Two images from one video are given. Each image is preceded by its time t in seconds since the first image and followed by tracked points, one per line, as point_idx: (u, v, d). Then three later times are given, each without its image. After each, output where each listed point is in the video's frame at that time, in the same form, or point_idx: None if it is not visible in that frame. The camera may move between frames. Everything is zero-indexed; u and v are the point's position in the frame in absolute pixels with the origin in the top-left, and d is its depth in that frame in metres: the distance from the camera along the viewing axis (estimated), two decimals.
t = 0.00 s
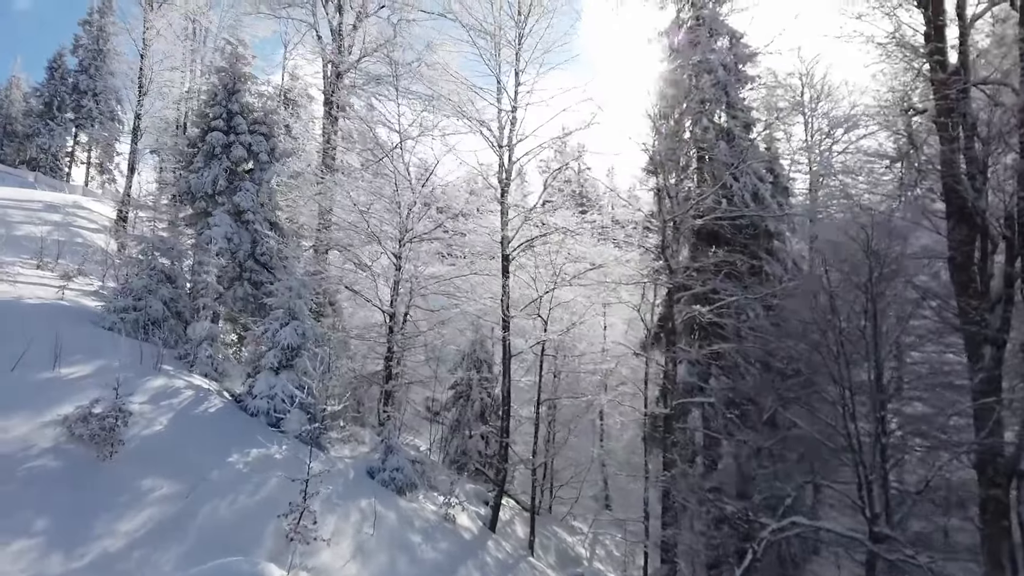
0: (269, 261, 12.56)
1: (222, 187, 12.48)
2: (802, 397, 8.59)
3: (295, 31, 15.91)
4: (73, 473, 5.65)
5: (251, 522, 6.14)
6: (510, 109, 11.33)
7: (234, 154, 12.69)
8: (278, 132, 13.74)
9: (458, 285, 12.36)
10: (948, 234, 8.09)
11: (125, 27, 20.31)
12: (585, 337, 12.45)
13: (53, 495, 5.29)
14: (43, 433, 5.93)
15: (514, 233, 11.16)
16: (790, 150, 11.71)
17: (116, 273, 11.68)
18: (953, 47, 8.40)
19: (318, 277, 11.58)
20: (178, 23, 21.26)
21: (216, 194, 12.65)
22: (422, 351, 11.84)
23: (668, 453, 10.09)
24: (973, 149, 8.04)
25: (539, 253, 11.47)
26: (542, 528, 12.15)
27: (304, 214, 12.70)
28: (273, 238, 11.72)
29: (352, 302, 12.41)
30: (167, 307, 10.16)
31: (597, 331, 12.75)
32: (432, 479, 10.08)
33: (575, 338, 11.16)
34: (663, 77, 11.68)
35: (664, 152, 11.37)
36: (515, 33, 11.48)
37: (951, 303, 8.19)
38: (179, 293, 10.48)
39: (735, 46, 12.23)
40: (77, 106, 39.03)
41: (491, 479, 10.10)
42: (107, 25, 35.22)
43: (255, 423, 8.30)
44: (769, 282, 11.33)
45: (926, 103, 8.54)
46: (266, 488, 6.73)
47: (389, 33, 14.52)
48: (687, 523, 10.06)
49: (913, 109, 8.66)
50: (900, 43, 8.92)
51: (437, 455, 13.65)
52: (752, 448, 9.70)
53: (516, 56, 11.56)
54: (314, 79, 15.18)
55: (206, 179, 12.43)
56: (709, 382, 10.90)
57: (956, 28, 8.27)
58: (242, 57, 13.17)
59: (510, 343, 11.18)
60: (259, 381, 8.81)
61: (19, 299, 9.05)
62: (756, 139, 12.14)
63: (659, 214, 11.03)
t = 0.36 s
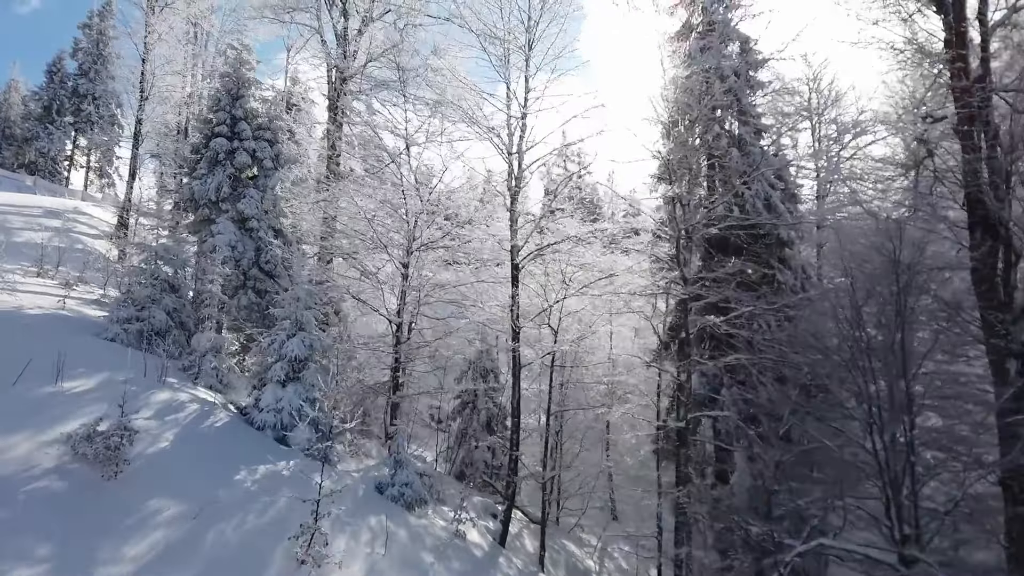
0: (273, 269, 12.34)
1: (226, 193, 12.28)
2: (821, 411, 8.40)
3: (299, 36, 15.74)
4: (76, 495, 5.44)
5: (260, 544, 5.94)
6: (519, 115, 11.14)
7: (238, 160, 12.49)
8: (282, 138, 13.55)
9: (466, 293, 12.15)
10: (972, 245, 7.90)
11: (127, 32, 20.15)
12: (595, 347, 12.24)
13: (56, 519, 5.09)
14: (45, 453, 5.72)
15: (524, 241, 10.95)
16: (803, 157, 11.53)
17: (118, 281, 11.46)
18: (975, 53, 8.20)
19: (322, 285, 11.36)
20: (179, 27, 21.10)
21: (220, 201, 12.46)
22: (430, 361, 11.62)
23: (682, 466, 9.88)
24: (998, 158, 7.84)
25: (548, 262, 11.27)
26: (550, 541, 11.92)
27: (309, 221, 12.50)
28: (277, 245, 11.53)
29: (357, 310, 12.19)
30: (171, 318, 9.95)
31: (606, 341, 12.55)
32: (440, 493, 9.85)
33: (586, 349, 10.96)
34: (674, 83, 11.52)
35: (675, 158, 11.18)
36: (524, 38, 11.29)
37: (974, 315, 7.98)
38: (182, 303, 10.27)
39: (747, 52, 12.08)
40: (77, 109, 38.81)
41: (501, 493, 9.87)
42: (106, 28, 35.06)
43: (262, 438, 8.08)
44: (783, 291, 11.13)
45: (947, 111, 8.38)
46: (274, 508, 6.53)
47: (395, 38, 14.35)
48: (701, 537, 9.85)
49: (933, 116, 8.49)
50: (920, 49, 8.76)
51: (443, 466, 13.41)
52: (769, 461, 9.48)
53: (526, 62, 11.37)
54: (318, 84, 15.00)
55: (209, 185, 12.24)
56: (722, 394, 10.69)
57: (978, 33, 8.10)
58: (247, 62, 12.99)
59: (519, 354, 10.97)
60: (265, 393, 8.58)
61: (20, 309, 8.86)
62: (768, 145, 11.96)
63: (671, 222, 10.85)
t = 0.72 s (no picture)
0: (272, 274, 12.14)
1: (224, 197, 12.07)
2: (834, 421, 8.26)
3: (299, 36, 15.53)
4: (74, 515, 5.24)
5: (265, 565, 5.75)
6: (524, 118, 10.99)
7: (236, 163, 12.28)
8: (281, 140, 13.36)
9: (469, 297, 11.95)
10: (989, 253, 7.76)
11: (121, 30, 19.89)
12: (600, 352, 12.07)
13: (53, 541, 4.88)
14: (42, 469, 5.51)
15: (529, 246, 10.79)
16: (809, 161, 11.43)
17: (115, 286, 11.25)
18: (992, 56, 8.07)
19: (323, 290, 11.18)
20: (175, 26, 20.87)
21: (218, 204, 12.25)
22: (432, 367, 11.43)
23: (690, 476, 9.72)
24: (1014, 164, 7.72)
25: (554, 267, 11.11)
26: (554, 550, 11.75)
27: (308, 224, 12.31)
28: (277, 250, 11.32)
29: (357, 316, 11.99)
30: (169, 324, 9.74)
31: (611, 346, 12.40)
32: (445, 504, 9.65)
33: (592, 356, 10.80)
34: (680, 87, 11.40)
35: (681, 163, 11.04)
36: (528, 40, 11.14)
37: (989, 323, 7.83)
38: (180, 309, 10.07)
39: (753, 55, 11.97)
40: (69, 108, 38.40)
41: (506, 503, 9.69)
42: (100, 27, 34.80)
43: (263, 448, 7.90)
44: (790, 297, 11.01)
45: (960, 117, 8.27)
46: (278, 525, 6.34)
47: (396, 38, 14.17)
48: (709, 549, 9.69)
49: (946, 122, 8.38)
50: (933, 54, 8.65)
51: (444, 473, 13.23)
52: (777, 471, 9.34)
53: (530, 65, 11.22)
54: (318, 86, 14.80)
55: (208, 188, 12.03)
56: (730, 402, 10.55)
57: (993, 38, 7.98)
58: (246, 63, 12.80)
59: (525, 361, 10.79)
60: (266, 403, 8.33)
61: (15, 316, 8.65)
62: (775, 149, 11.83)
63: (677, 228, 10.71)
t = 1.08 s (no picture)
0: (272, 278, 11.92)
1: (223, 200, 11.85)
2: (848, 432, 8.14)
3: (298, 36, 15.29)
4: (72, 537, 5.04)
5: None
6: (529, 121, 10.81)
7: (235, 165, 12.05)
8: (281, 142, 13.13)
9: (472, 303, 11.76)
10: (1006, 262, 7.64)
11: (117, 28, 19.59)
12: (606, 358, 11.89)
13: (51, 566, 4.68)
14: (38, 488, 5.30)
15: (534, 251, 10.59)
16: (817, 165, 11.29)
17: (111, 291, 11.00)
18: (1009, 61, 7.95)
19: (324, 295, 10.96)
20: (171, 25, 20.58)
21: (217, 208, 12.02)
22: (436, 374, 11.23)
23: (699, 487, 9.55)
24: None
25: (559, 273, 10.89)
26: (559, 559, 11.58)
27: (309, 228, 12.09)
28: (277, 254, 11.10)
29: (357, 321, 11.75)
30: (167, 331, 9.49)
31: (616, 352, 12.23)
32: (450, 515, 9.46)
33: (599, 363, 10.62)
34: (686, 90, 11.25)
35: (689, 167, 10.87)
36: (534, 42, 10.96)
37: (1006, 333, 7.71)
38: (178, 315, 9.84)
39: (760, 58, 11.83)
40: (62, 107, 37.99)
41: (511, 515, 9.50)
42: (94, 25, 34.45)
43: (265, 461, 7.69)
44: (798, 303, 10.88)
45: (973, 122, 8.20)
46: (283, 544, 6.15)
47: (398, 39, 13.96)
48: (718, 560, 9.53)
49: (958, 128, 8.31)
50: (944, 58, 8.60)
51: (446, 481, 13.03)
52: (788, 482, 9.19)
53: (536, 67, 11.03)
54: (318, 86, 14.58)
55: (206, 191, 11.79)
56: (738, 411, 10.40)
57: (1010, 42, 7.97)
58: (244, 64, 12.58)
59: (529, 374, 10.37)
60: (267, 414, 8.11)
61: (9, 323, 8.41)
62: (783, 153, 11.69)
63: (685, 233, 10.55)
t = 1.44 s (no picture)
0: (272, 284, 11.71)
1: (223, 204, 11.65)
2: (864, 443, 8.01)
3: (298, 37, 15.08)
4: (74, 560, 4.87)
5: None
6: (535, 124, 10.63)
7: (235, 169, 11.83)
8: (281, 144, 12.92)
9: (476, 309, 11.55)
10: None
11: (112, 28, 19.32)
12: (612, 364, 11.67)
13: None
14: (37, 508, 5.12)
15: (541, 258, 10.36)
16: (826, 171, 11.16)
17: (109, 297, 10.78)
18: None
19: (326, 302, 10.75)
20: (167, 25, 20.32)
21: (216, 212, 11.80)
22: (440, 382, 11.04)
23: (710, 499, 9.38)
24: None
25: (565, 281, 10.64)
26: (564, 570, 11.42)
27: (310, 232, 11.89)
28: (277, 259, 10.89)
29: (359, 328, 11.56)
30: (167, 340, 9.28)
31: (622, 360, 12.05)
32: (455, 527, 9.26)
33: (606, 371, 10.46)
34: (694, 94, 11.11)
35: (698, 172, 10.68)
36: (540, 44, 10.77)
37: None
38: (178, 323, 9.62)
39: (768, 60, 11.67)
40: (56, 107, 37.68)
41: (518, 528, 9.31)
42: (89, 25, 34.25)
43: (267, 474, 7.50)
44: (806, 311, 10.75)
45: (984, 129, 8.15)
46: (287, 564, 5.99)
47: (400, 40, 13.76)
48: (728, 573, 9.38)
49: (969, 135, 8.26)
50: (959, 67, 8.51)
51: (449, 489, 12.85)
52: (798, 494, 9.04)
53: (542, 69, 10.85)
54: (318, 88, 14.35)
55: (205, 195, 11.57)
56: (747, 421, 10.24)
57: None
58: (244, 65, 12.37)
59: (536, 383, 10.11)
60: (270, 425, 7.89)
61: (6, 332, 8.20)
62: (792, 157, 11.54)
63: (692, 239, 10.42)
